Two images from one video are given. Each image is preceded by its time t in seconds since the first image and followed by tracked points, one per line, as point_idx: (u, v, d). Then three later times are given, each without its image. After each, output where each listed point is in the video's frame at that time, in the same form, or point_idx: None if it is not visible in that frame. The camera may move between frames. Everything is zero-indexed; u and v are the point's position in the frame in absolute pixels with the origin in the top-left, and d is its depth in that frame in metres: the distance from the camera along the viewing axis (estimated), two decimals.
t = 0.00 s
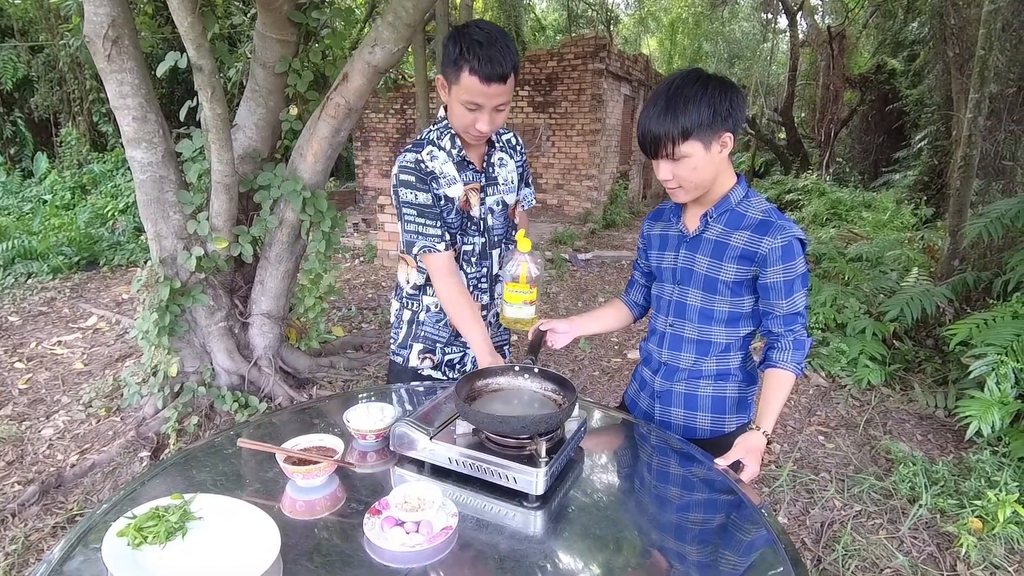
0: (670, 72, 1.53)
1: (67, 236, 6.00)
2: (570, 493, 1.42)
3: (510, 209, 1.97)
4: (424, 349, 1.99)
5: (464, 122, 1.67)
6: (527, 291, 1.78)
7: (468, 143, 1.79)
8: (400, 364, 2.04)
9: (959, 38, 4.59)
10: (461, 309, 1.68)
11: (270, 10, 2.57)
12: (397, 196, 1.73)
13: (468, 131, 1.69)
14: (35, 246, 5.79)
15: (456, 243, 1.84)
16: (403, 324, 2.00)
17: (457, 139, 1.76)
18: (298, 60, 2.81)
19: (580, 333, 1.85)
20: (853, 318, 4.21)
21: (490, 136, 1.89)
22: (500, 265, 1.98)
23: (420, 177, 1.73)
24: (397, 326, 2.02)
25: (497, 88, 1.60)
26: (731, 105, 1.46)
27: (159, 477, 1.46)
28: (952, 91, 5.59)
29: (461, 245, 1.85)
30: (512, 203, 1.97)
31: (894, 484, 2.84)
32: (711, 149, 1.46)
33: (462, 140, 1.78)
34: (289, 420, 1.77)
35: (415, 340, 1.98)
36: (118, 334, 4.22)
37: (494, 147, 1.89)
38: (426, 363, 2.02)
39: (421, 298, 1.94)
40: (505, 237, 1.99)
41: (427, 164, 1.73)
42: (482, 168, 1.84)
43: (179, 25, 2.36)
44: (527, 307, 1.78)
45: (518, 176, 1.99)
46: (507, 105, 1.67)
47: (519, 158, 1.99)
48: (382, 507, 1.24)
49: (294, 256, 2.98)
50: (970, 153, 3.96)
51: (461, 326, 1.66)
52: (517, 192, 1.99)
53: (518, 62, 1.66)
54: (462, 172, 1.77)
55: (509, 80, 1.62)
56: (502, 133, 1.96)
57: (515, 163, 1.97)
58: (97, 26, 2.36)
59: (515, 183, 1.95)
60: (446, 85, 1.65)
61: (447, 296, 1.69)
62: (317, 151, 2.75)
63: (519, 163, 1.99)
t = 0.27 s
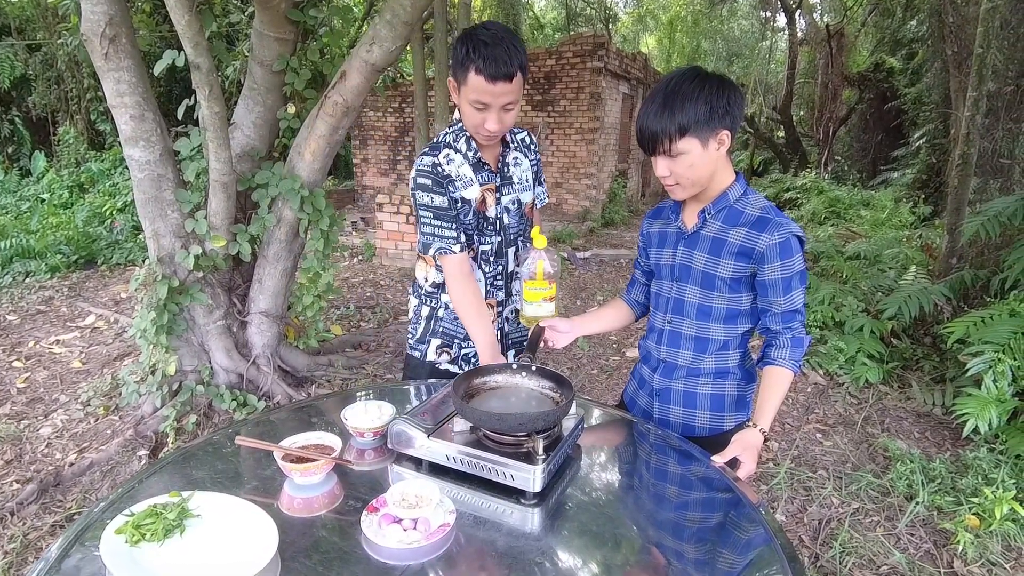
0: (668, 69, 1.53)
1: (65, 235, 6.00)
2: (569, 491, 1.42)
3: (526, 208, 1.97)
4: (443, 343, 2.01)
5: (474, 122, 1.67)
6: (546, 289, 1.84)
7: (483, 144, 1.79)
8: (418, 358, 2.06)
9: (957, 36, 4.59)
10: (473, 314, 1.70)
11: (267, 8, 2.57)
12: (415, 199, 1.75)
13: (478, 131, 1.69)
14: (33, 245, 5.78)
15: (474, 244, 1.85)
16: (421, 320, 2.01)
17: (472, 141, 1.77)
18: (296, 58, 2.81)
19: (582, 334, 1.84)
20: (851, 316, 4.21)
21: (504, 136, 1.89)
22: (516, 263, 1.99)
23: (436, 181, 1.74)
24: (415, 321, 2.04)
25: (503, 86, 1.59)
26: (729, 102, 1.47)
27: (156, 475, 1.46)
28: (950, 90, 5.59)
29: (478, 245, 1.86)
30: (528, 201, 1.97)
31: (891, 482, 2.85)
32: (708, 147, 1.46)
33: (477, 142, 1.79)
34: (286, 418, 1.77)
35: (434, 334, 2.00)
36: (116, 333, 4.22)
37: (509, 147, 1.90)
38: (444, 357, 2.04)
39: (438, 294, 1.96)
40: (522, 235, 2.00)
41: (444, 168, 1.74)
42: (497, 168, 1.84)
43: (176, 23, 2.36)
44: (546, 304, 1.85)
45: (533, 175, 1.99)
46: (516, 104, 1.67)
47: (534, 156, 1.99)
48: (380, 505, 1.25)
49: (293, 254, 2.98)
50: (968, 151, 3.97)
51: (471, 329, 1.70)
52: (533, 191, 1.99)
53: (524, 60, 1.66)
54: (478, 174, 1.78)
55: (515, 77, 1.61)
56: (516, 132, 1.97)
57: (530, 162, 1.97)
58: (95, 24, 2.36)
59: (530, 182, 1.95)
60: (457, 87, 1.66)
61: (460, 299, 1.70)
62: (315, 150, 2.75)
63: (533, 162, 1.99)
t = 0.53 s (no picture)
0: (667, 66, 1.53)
1: (65, 234, 6.00)
2: (569, 489, 1.42)
3: (533, 205, 1.97)
4: (452, 341, 2.02)
5: (475, 123, 1.68)
6: (550, 287, 1.87)
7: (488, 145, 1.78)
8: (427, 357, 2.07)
9: (957, 33, 4.58)
10: (477, 317, 1.71)
11: (266, 6, 2.57)
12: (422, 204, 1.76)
13: (480, 133, 1.70)
14: (33, 244, 5.78)
15: (481, 243, 1.85)
16: (431, 318, 2.02)
17: (476, 143, 1.76)
18: (295, 56, 2.81)
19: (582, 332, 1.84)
20: (851, 314, 4.21)
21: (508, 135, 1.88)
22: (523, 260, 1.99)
23: (442, 185, 1.74)
24: (425, 319, 2.04)
25: (502, 88, 1.59)
26: (728, 99, 1.46)
27: (157, 474, 1.46)
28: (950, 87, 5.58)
29: (486, 245, 1.86)
30: (535, 198, 1.97)
31: (891, 479, 2.85)
32: (707, 143, 1.46)
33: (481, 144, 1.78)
34: (286, 417, 1.77)
35: (443, 333, 2.01)
36: (116, 332, 4.22)
37: (513, 146, 1.89)
38: (454, 355, 2.04)
39: (447, 293, 1.96)
40: (529, 232, 2.00)
41: (450, 171, 1.73)
42: (503, 168, 1.83)
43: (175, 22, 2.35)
44: (551, 302, 1.88)
45: (539, 171, 1.98)
46: (515, 106, 1.67)
47: (539, 152, 1.99)
48: (379, 503, 1.25)
49: (292, 253, 2.98)
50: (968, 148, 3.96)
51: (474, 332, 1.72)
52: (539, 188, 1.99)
53: (524, 60, 1.65)
54: (484, 175, 1.77)
55: (514, 78, 1.61)
56: (520, 129, 1.95)
57: (535, 158, 1.96)
58: (93, 23, 2.36)
59: (536, 179, 1.95)
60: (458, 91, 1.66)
61: (464, 303, 1.72)
62: (314, 148, 2.75)
63: (538, 158, 1.98)
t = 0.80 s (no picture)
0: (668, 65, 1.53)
1: (64, 234, 6.00)
2: (570, 488, 1.43)
3: (532, 204, 1.97)
4: (452, 342, 2.02)
5: (472, 121, 1.67)
6: (549, 286, 1.87)
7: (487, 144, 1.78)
8: (428, 357, 2.07)
9: (957, 33, 4.59)
10: (476, 316, 1.71)
11: (265, 6, 2.57)
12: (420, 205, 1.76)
13: (478, 131, 1.69)
14: (32, 244, 5.77)
15: (480, 243, 1.86)
16: (431, 318, 2.02)
17: (475, 142, 1.76)
18: (294, 56, 2.81)
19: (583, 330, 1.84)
20: (850, 313, 4.22)
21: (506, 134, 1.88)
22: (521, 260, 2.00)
23: (441, 186, 1.74)
24: (425, 320, 2.04)
25: (497, 84, 1.59)
26: (728, 99, 1.47)
27: (156, 473, 1.46)
28: (949, 87, 5.59)
29: (485, 244, 1.86)
30: (534, 197, 1.97)
31: (890, 478, 2.86)
32: (707, 143, 1.46)
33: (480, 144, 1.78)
34: (285, 416, 1.78)
35: (444, 333, 2.01)
36: (116, 332, 4.22)
37: (512, 145, 1.89)
38: (454, 355, 2.04)
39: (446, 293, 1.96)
40: (528, 230, 2.00)
41: (449, 172, 1.74)
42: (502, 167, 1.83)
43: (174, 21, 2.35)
44: (550, 301, 1.88)
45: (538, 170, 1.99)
46: (511, 102, 1.67)
47: (538, 151, 1.99)
48: (378, 502, 1.25)
49: (292, 252, 2.98)
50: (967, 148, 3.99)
51: (472, 331, 1.72)
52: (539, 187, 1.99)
53: (519, 57, 1.65)
54: (483, 175, 1.77)
55: (510, 75, 1.61)
56: (519, 128, 1.95)
57: (535, 157, 1.96)
58: (92, 22, 2.36)
59: (535, 178, 1.95)
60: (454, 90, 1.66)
61: (464, 301, 1.72)
62: (313, 148, 2.75)
63: (538, 156, 1.98)
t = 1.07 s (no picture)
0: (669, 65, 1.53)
1: (62, 234, 5.99)
2: (569, 488, 1.43)
3: (529, 205, 1.97)
4: (449, 343, 2.03)
5: (468, 117, 1.67)
6: (546, 287, 1.88)
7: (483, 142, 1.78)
8: (425, 357, 2.07)
9: (954, 33, 4.60)
10: (459, 310, 1.75)
11: (263, 5, 2.57)
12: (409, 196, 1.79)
13: (475, 127, 1.69)
14: (29, 244, 5.76)
15: (472, 241, 1.85)
16: (428, 319, 2.02)
17: (470, 139, 1.77)
18: (293, 55, 2.81)
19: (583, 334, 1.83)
20: (848, 313, 4.22)
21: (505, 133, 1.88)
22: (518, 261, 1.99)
23: (433, 180, 1.77)
24: (422, 321, 2.04)
25: (494, 81, 1.59)
26: (729, 99, 1.47)
27: (154, 473, 1.46)
28: (947, 87, 5.60)
29: (479, 243, 1.86)
30: (531, 198, 1.96)
31: (888, 478, 2.86)
32: (706, 143, 1.46)
33: (476, 140, 1.79)
34: (284, 416, 1.77)
35: (440, 334, 2.01)
36: (114, 332, 4.22)
37: (510, 144, 1.89)
38: (451, 357, 2.05)
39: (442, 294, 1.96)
40: (525, 232, 1.99)
41: (442, 167, 1.76)
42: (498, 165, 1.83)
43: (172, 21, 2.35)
44: (547, 302, 1.90)
45: (536, 172, 1.98)
46: (509, 99, 1.66)
47: (537, 152, 1.99)
48: (377, 502, 1.25)
49: (290, 252, 2.98)
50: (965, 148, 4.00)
51: (457, 327, 1.73)
52: (536, 189, 1.99)
53: (519, 55, 1.65)
54: (477, 172, 1.77)
55: (507, 71, 1.61)
56: (519, 129, 1.95)
57: (533, 158, 1.96)
58: (90, 22, 2.36)
59: (533, 179, 1.94)
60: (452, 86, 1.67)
61: (447, 295, 1.76)
62: (312, 148, 2.75)
63: (537, 158, 1.98)
